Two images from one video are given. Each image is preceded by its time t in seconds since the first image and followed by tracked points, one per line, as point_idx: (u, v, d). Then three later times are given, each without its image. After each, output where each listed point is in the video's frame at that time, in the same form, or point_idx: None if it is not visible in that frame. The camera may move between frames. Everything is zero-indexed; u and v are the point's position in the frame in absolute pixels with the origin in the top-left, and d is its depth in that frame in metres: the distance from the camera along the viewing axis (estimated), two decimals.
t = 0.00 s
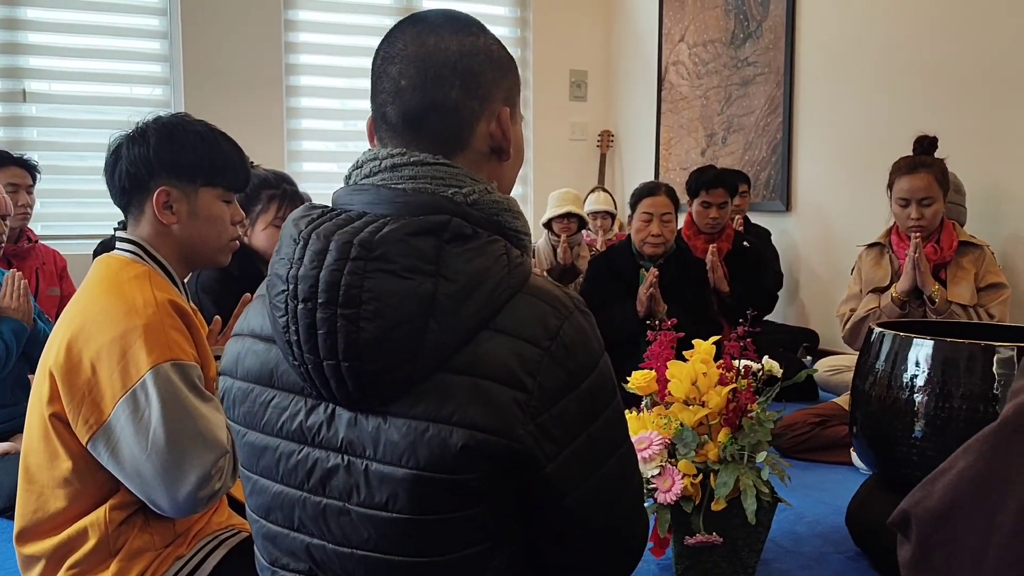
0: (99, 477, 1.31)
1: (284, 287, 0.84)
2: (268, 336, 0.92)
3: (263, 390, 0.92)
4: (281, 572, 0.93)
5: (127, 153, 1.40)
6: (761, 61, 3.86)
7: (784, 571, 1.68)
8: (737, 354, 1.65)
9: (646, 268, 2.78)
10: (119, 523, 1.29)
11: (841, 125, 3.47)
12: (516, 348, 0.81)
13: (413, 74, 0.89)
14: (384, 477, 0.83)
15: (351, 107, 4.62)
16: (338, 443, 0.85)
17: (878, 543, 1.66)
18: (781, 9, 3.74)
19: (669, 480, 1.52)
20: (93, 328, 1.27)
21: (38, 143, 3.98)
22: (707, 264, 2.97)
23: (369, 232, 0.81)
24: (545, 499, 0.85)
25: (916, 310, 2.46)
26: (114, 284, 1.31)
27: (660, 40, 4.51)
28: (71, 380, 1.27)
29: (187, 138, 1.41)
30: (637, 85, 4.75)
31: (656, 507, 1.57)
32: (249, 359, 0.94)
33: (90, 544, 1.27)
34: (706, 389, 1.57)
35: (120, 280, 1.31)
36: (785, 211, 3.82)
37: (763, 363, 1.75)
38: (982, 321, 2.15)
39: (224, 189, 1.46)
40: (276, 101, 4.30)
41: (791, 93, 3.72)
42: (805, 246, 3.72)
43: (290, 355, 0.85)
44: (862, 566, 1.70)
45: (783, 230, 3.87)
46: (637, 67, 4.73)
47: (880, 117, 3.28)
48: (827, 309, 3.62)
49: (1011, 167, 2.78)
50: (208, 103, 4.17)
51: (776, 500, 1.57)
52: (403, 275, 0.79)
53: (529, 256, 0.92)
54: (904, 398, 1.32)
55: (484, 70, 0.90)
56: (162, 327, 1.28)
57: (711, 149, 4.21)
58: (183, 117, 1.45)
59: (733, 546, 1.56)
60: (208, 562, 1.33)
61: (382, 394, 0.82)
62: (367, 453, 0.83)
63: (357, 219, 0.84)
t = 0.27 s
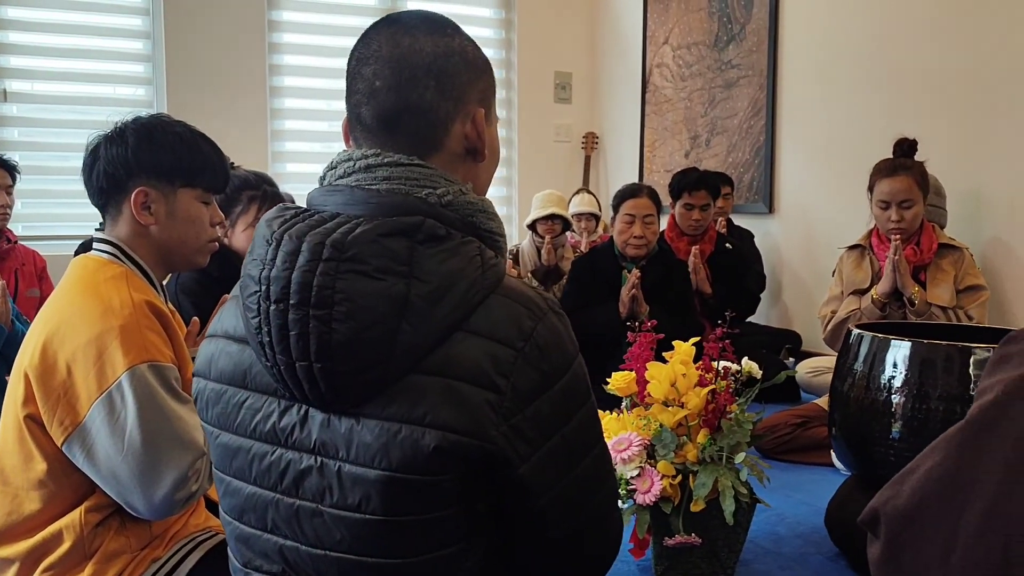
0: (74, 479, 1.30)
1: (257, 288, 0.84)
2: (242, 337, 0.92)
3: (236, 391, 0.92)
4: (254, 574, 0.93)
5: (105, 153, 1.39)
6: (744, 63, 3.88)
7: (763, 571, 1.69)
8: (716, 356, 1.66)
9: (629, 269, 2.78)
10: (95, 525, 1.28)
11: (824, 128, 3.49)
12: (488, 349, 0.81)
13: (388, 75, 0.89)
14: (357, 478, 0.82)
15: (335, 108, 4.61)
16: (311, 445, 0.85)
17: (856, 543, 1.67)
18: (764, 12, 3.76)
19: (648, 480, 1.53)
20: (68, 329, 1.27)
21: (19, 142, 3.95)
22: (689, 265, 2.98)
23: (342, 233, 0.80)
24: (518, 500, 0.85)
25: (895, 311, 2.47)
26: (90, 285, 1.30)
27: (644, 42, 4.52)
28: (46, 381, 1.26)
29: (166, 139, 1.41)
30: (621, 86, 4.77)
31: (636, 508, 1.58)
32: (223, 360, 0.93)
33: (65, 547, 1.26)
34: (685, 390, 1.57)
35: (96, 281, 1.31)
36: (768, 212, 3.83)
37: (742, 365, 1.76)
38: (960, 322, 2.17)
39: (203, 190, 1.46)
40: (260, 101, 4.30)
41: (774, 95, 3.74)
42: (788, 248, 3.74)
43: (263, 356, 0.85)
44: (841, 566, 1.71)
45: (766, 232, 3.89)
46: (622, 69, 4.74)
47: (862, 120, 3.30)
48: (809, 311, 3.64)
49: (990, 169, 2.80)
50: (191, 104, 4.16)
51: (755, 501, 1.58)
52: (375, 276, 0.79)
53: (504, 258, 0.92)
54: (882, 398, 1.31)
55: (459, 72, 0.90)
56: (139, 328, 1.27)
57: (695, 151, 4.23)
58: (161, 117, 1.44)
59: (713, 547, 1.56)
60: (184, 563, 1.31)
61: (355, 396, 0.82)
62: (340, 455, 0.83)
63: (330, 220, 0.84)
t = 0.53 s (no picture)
0: (50, 481, 1.30)
1: (229, 289, 0.83)
2: (216, 338, 0.92)
3: (210, 392, 0.91)
4: None
5: (82, 153, 1.38)
6: (728, 65, 3.89)
7: (744, 571, 1.69)
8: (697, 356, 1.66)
9: (612, 270, 2.79)
10: (71, 527, 1.27)
11: (807, 129, 3.51)
12: (462, 351, 0.81)
13: (362, 76, 0.89)
14: (330, 480, 0.82)
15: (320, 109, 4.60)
16: (284, 446, 0.85)
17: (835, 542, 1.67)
18: (748, 14, 3.77)
19: (628, 481, 1.53)
20: (44, 330, 1.26)
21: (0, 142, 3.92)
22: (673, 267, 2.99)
23: (314, 235, 0.80)
24: (492, 501, 0.85)
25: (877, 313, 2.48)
26: (67, 286, 1.29)
27: (630, 44, 4.53)
28: (21, 383, 1.25)
29: (143, 139, 1.40)
30: (606, 87, 4.77)
31: (616, 509, 1.58)
32: (197, 361, 0.93)
33: (41, 550, 1.26)
34: (665, 390, 1.58)
35: (72, 282, 1.30)
36: (752, 214, 3.85)
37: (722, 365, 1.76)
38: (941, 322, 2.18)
39: (181, 190, 1.45)
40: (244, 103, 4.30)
41: (758, 97, 3.75)
42: (771, 249, 3.76)
43: (236, 357, 0.85)
44: (821, 566, 1.72)
45: (750, 233, 3.90)
46: (607, 70, 4.75)
47: (845, 122, 3.32)
48: (793, 311, 3.65)
49: (971, 171, 2.82)
50: (175, 104, 4.15)
51: (735, 501, 1.58)
52: (348, 278, 0.79)
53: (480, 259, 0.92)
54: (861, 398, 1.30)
55: (434, 72, 0.90)
56: (115, 329, 1.27)
57: (680, 152, 4.24)
58: (139, 118, 1.43)
59: (692, 547, 1.56)
60: (161, 566, 1.30)
61: (328, 397, 0.81)
62: (313, 456, 0.83)
63: (303, 221, 0.84)
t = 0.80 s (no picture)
0: (28, 484, 1.30)
1: (204, 290, 0.83)
2: (192, 340, 0.92)
3: (186, 394, 0.91)
4: None
5: (59, 154, 1.37)
6: (713, 66, 3.90)
7: (725, 571, 1.70)
8: (678, 357, 1.66)
9: (597, 271, 2.79)
10: (49, 530, 1.27)
11: (791, 130, 3.52)
12: (437, 352, 0.81)
13: (338, 78, 0.89)
14: (304, 481, 0.82)
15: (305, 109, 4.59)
16: (259, 448, 0.85)
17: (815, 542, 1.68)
18: (733, 15, 3.78)
19: (609, 482, 1.53)
20: (20, 332, 1.25)
21: None
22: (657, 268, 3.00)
23: (289, 236, 0.80)
24: (467, 502, 0.85)
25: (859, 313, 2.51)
26: (43, 288, 1.29)
27: (615, 45, 4.54)
28: None
29: (122, 140, 1.40)
30: (592, 88, 4.79)
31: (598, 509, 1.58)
32: (173, 363, 0.93)
33: (19, 552, 1.25)
34: (647, 391, 1.58)
35: (49, 283, 1.29)
36: (737, 214, 3.86)
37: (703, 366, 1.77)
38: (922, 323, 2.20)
39: (160, 191, 1.45)
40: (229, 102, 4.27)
41: (743, 98, 3.77)
42: (756, 250, 3.77)
43: (210, 358, 0.85)
44: (802, 566, 1.73)
45: (734, 234, 3.92)
46: (592, 71, 4.76)
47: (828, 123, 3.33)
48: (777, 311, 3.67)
49: (953, 172, 2.84)
50: (159, 104, 4.13)
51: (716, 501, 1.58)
52: (322, 279, 0.79)
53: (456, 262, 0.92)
54: (842, 399, 1.30)
55: (410, 74, 0.90)
56: (93, 331, 1.26)
57: (665, 153, 4.25)
58: (118, 118, 1.43)
59: (674, 548, 1.56)
60: (139, 568, 1.30)
61: (303, 398, 0.81)
62: (288, 457, 0.83)
63: (277, 222, 0.84)
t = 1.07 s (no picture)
0: (9, 486, 1.30)
1: (180, 292, 0.83)
2: (169, 341, 0.92)
3: (163, 395, 0.91)
4: None
5: (40, 155, 1.37)
6: (701, 67, 3.91)
7: (708, 570, 1.70)
8: (661, 358, 1.67)
9: (584, 271, 2.80)
10: (30, 531, 1.27)
11: (778, 131, 3.53)
12: (413, 352, 0.82)
13: (315, 79, 0.89)
14: (280, 481, 0.82)
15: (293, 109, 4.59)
16: (236, 448, 0.85)
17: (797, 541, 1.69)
18: (720, 16, 3.79)
19: (594, 481, 1.52)
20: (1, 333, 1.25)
21: None
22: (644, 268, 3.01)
23: (264, 237, 0.80)
24: (444, 501, 0.85)
25: (844, 313, 2.51)
26: (24, 288, 1.28)
27: (604, 45, 4.55)
28: None
29: (103, 140, 1.39)
30: (581, 88, 4.79)
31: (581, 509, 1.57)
32: (150, 364, 0.93)
33: None
34: (630, 391, 1.58)
35: (30, 284, 1.29)
36: (725, 214, 3.87)
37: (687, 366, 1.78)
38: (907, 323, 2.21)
39: (142, 192, 1.44)
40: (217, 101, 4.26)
41: (731, 98, 3.78)
42: (744, 250, 3.78)
43: (187, 359, 0.85)
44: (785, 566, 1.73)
45: (722, 234, 3.93)
46: (581, 71, 4.77)
47: (815, 124, 3.35)
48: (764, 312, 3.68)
49: (938, 173, 2.85)
50: (147, 103, 4.12)
51: (699, 501, 1.58)
52: (297, 280, 0.79)
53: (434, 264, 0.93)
54: (825, 399, 1.30)
55: (387, 75, 0.90)
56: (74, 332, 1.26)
57: (653, 153, 4.26)
58: (99, 118, 1.43)
59: (658, 547, 1.54)
60: (120, 568, 1.29)
61: (280, 399, 0.81)
62: (265, 458, 0.83)
63: (253, 223, 0.84)
